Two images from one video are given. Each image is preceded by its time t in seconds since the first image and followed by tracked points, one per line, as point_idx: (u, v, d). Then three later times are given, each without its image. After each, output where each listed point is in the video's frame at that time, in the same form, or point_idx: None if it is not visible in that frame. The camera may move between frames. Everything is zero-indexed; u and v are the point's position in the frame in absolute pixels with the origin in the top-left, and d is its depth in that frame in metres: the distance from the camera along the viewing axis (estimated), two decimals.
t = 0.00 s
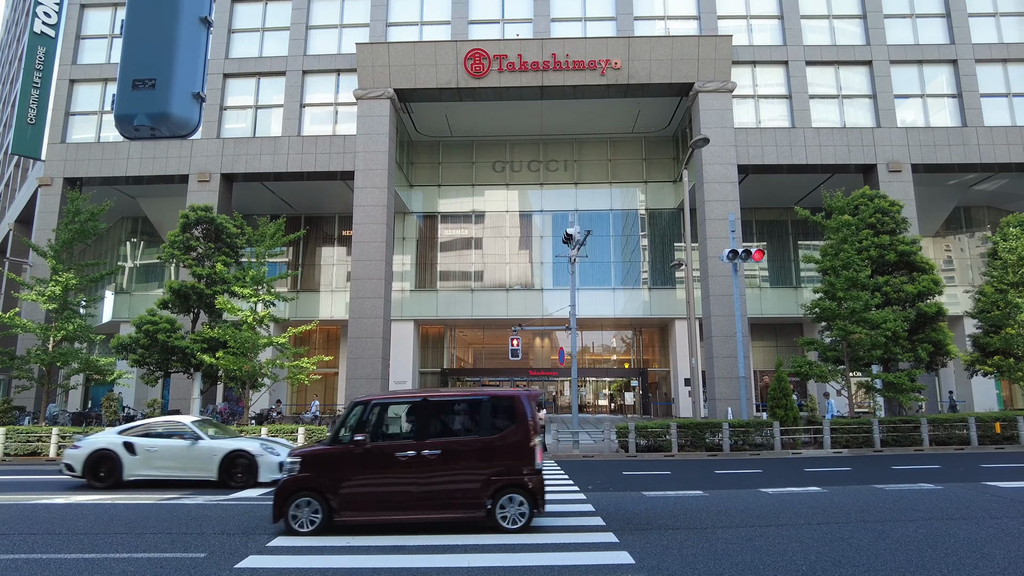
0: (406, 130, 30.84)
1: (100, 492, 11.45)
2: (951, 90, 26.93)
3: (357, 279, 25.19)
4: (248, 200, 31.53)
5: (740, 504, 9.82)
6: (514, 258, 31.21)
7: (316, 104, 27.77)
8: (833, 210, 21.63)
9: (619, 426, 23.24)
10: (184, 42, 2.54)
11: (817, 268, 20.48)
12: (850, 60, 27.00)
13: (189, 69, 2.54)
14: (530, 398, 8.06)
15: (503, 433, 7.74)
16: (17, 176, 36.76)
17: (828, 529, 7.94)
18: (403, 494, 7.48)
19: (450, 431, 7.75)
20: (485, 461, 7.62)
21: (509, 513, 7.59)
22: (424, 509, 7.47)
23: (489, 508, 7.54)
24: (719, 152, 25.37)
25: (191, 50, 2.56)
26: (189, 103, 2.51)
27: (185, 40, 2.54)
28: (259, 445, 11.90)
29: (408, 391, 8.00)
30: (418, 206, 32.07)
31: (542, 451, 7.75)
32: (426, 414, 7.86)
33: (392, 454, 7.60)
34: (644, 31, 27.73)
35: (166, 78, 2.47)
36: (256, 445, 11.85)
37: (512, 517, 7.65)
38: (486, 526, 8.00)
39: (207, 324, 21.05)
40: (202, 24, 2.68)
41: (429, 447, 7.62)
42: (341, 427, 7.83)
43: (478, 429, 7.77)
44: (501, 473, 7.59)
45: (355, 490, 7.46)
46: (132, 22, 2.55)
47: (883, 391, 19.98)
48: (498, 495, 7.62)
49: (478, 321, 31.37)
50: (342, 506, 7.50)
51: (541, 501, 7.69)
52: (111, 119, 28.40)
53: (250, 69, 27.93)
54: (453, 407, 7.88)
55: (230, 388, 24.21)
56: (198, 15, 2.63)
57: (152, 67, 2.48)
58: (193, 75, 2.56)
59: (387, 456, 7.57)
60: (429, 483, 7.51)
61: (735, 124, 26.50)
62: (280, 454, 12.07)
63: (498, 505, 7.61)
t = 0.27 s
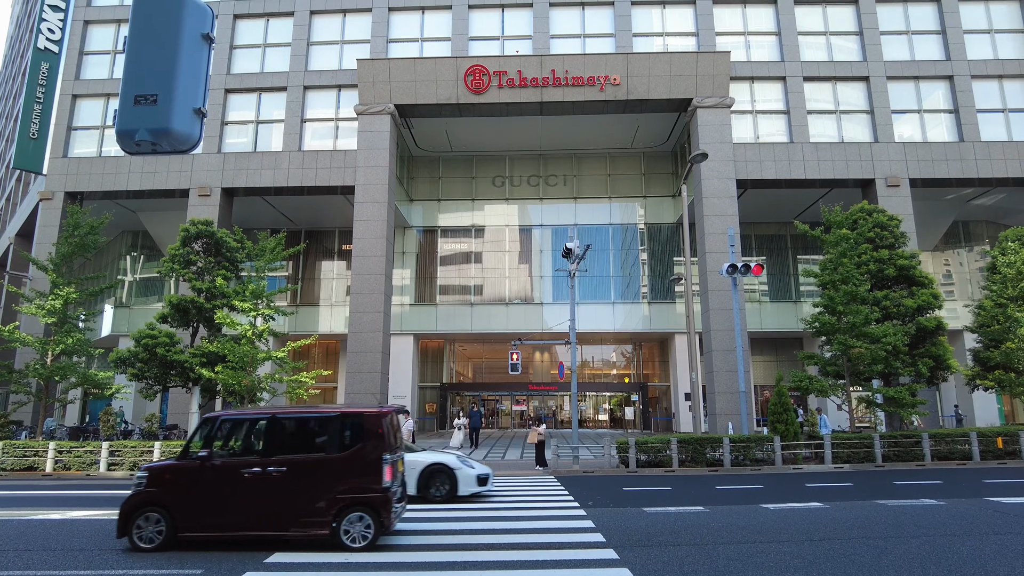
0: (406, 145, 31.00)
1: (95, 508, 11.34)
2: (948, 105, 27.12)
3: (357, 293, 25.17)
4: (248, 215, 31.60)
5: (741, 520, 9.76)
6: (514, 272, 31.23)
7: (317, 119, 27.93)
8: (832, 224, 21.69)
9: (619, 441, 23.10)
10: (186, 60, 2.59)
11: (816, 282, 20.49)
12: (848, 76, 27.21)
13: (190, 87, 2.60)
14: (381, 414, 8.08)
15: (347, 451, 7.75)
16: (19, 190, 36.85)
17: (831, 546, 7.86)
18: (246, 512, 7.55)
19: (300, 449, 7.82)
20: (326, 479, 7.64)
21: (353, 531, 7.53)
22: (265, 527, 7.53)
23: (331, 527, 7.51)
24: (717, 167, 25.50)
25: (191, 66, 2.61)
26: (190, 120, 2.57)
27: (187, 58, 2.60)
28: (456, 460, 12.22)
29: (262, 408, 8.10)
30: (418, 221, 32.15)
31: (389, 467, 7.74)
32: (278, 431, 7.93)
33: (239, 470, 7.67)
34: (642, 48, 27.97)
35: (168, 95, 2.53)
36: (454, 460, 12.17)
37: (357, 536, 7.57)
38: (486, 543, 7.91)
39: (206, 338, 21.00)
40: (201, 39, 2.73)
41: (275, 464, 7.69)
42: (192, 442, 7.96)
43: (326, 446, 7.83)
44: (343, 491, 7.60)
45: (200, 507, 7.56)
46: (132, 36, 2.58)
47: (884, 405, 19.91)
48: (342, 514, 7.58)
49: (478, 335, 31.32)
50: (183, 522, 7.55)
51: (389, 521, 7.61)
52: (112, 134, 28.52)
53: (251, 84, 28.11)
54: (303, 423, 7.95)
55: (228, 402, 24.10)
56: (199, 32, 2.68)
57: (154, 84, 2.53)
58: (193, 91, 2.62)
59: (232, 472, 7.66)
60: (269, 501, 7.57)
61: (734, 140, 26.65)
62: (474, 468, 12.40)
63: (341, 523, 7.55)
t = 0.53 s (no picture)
0: (407, 159, 31.15)
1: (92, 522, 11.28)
2: (945, 119, 27.30)
3: (357, 306, 25.16)
4: (249, 228, 31.69)
5: (741, 534, 9.74)
6: (513, 285, 31.25)
7: (317, 133, 28.08)
8: (831, 237, 21.76)
9: (619, 454, 22.98)
10: (185, 81, 2.98)
11: (816, 295, 20.51)
12: (846, 90, 27.40)
13: (188, 104, 2.98)
14: (237, 429, 8.21)
15: (201, 465, 7.91)
16: (20, 204, 36.96)
17: (832, 561, 7.81)
18: (86, 525, 7.64)
19: (152, 463, 7.96)
20: (174, 492, 7.77)
21: (202, 544, 7.60)
22: (105, 543, 7.59)
23: (180, 542, 7.60)
24: (716, 181, 25.62)
25: (190, 86, 3.00)
26: (187, 133, 2.95)
27: (185, 79, 2.99)
28: (650, 472, 11.90)
29: (121, 423, 8.25)
30: (418, 234, 32.23)
31: (242, 481, 7.88)
32: (134, 444, 8.08)
33: (91, 485, 7.78)
34: (641, 63, 28.21)
35: (167, 111, 2.91)
36: (649, 471, 11.83)
37: (206, 550, 7.64)
38: (485, 559, 7.85)
39: (205, 351, 20.96)
40: (200, 63, 3.12)
41: (126, 478, 7.82)
42: (46, 457, 8.04)
43: (181, 461, 7.97)
44: (195, 506, 7.72)
45: (39, 521, 7.62)
46: (137, 60, 2.99)
47: (885, 419, 19.84)
48: (192, 527, 7.66)
49: (477, 348, 31.27)
50: (31, 537, 7.60)
51: (241, 536, 7.68)
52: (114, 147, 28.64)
53: (253, 98, 28.30)
54: (160, 437, 8.11)
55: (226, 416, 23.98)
56: (198, 57, 3.08)
57: (155, 101, 2.91)
58: (191, 108, 3.00)
59: (85, 488, 7.77)
60: (111, 516, 7.67)
61: (733, 154, 26.78)
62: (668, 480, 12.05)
63: (192, 537, 7.63)
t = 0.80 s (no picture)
0: (407, 172, 31.28)
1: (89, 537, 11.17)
2: (943, 133, 27.47)
3: (356, 319, 25.11)
4: (248, 241, 31.74)
5: (742, 548, 9.69)
6: (513, 298, 31.24)
7: (318, 147, 28.20)
8: (830, 250, 21.81)
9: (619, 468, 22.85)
10: (184, 96, 3.16)
11: (815, 308, 20.52)
12: (843, 104, 27.59)
13: (188, 117, 3.15)
14: (100, 444, 8.12)
15: (58, 480, 7.77)
16: (21, 216, 37.04)
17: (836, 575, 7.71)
18: None
19: (10, 477, 7.83)
20: (27, 509, 7.65)
21: (52, 561, 7.54)
22: None
23: (30, 559, 7.49)
24: (714, 195, 25.73)
25: (190, 101, 3.18)
26: (187, 145, 3.11)
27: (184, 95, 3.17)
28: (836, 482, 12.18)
29: None
30: (418, 247, 32.28)
31: (99, 496, 7.79)
32: None
33: None
34: (640, 78, 28.42)
35: (167, 124, 3.08)
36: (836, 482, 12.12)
37: (57, 566, 7.58)
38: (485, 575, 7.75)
39: (204, 364, 20.89)
40: (200, 80, 3.30)
41: None
42: None
43: (37, 474, 7.84)
44: (46, 522, 7.61)
45: None
46: (140, 80, 3.19)
47: (886, 433, 19.76)
48: (44, 543, 7.57)
49: (477, 361, 31.19)
50: None
51: (93, 552, 7.60)
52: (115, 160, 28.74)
53: (254, 112, 28.46)
54: (19, 450, 7.94)
55: (225, 429, 23.86)
56: (197, 74, 3.27)
57: (156, 116, 3.09)
58: (191, 121, 3.17)
59: None
60: None
61: (731, 167, 26.91)
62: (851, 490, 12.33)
63: (43, 553, 7.55)
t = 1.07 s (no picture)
0: (407, 187, 31.41)
1: (85, 553, 11.08)
2: (940, 148, 27.63)
3: (355, 333, 25.06)
4: (249, 255, 31.79)
5: (744, 565, 9.59)
6: (513, 312, 31.23)
7: (318, 162, 28.33)
8: (828, 265, 21.84)
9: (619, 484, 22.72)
10: (187, 111, 3.15)
11: (815, 323, 20.52)
12: (841, 120, 27.79)
13: (189, 132, 3.13)
14: None
15: None
16: (21, 231, 37.14)
17: None
18: None
19: None
20: None
21: None
22: None
23: None
24: (713, 210, 25.82)
25: (192, 116, 3.16)
26: (188, 160, 3.08)
27: (186, 110, 3.15)
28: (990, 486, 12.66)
29: None
30: (418, 261, 32.33)
31: None
32: None
33: None
34: (639, 93, 28.64)
35: (170, 139, 3.06)
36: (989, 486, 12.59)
37: None
38: None
39: (202, 378, 20.82)
40: (202, 95, 3.29)
41: None
42: None
43: None
44: None
45: None
46: (142, 95, 3.18)
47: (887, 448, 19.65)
48: None
49: (476, 376, 31.10)
50: None
51: None
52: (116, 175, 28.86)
53: (255, 127, 28.63)
54: None
55: (223, 444, 23.74)
56: (199, 90, 3.25)
57: (158, 131, 3.07)
58: (193, 137, 3.15)
59: None
60: None
61: (730, 183, 27.04)
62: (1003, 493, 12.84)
63: None
